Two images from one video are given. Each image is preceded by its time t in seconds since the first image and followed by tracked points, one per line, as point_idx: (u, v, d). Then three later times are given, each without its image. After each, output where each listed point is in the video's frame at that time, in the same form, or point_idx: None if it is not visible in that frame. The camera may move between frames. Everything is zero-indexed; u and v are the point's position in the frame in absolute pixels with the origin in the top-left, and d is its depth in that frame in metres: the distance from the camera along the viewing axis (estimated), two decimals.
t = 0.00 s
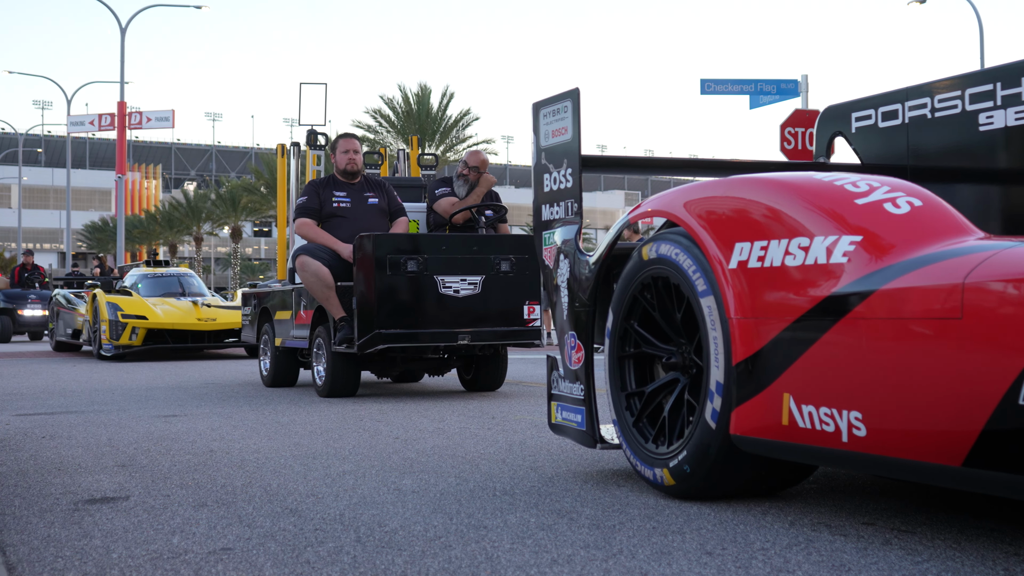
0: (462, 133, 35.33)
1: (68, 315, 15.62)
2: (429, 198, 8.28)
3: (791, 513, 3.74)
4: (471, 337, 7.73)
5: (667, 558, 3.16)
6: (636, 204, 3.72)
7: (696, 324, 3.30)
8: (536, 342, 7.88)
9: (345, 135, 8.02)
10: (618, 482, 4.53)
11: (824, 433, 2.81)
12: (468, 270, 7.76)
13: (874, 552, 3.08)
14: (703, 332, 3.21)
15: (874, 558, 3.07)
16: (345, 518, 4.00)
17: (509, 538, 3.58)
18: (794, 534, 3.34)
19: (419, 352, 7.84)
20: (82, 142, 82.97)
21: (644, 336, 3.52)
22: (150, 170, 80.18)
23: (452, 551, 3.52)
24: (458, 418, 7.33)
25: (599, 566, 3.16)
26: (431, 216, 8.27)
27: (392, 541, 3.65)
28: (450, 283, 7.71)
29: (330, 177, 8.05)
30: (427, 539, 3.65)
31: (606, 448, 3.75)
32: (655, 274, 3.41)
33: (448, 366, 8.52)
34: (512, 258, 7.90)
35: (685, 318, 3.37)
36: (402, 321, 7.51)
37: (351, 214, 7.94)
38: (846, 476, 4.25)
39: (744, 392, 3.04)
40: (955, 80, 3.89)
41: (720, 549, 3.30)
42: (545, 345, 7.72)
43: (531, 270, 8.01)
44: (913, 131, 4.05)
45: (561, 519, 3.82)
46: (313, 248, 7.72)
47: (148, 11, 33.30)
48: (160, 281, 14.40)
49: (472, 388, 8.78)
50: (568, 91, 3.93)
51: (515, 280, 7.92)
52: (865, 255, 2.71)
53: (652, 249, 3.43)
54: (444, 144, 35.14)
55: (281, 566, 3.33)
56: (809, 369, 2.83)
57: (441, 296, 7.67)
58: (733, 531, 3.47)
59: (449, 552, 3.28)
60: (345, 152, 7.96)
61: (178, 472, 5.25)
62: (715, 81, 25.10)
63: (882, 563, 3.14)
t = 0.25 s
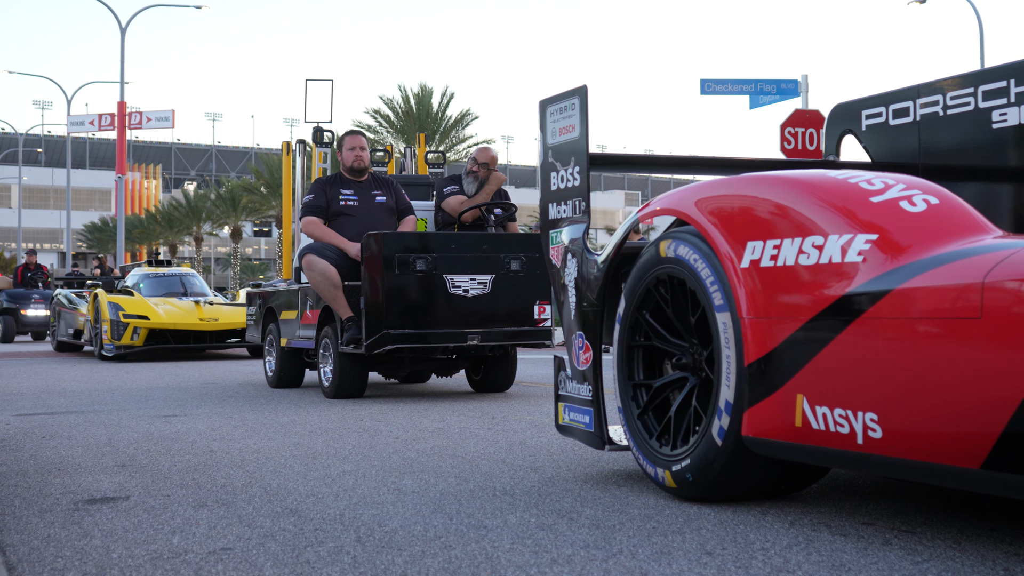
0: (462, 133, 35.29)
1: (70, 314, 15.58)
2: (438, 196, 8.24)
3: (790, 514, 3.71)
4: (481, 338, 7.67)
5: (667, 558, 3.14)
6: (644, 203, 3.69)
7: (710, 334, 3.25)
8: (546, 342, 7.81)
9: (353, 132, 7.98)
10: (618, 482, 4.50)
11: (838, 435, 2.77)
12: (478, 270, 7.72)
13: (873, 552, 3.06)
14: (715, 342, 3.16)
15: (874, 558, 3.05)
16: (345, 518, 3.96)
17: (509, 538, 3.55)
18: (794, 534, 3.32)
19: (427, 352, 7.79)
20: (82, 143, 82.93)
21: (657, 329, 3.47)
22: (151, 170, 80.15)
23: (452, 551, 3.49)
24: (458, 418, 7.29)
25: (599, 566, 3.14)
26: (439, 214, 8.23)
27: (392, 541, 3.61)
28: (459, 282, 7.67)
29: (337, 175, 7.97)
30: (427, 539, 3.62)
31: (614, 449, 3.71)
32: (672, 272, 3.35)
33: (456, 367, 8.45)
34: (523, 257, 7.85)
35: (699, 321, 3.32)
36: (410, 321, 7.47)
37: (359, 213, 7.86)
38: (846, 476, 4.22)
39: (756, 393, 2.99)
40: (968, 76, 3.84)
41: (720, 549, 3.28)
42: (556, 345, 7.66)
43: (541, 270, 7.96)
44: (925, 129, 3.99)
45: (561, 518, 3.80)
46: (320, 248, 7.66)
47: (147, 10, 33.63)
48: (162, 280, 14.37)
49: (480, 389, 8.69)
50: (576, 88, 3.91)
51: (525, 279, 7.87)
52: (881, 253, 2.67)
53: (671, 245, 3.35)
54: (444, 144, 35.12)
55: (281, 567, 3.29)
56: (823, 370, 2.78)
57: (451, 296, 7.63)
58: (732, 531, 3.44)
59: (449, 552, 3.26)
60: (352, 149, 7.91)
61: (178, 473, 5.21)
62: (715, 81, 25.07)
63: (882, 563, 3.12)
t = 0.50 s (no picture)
0: (462, 133, 35.25)
1: (72, 314, 15.55)
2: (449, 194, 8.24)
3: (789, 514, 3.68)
4: (490, 338, 7.58)
5: (667, 558, 3.12)
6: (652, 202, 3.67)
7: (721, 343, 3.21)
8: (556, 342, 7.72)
9: (360, 129, 7.97)
10: (618, 481, 4.48)
11: (851, 436, 2.73)
12: (487, 269, 7.66)
13: (873, 553, 3.03)
14: (727, 351, 3.13)
15: (874, 558, 3.02)
16: (346, 518, 3.93)
17: (509, 538, 3.52)
18: (794, 534, 3.29)
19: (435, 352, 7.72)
20: (82, 142, 82.89)
21: (668, 323, 3.42)
22: (151, 170, 80.13)
23: (453, 551, 3.46)
24: (458, 418, 7.26)
25: (599, 566, 3.11)
26: (449, 212, 8.21)
27: (391, 541, 3.58)
28: (468, 282, 7.60)
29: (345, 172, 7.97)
30: (428, 539, 3.58)
31: (622, 451, 3.69)
32: (687, 273, 3.29)
33: (464, 368, 8.38)
34: (533, 256, 7.80)
35: (711, 325, 3.28)
36: (419, 321, 7.40)
37: (366, 211, 7.85)
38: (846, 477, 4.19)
39: (768, 393, 2.95)
40: (979, 74, 3.81)
41: (720, 549, 3.25)
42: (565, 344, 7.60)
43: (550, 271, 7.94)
44: (936, 127, 3.96)
45: (561, 519, 3.77)
46: (326, 245, 7.56)
47: (147, 10, 33.54)
48: (165, 280, 14.34)
49: (488, 390, 8.61)
50: (582, 86, 3.88)
51: (535, 279, 7.81)
52: (894, 252, 2.63)
53: (687, 244, 3.28)
54: (444, 144, 35.08)
55: (282, 567, 3.25)
56: (836, 371, 2.75)
57: (461, 295, 7.56)
58: (733, 531, 3.42)
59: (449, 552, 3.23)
60: (358, 146, 7.89)
61: (179, 472, 5.17)
62: (715, 80, 25.03)
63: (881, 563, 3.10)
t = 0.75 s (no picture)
0: (462, 133, 35.21)
1: (73, 314, 15.51)
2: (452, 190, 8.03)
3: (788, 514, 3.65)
4: (498, 338, 7.54)
5: (667, 558, 3.10)
6: (660, 201, 3.64)
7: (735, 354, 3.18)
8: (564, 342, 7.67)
9: (365, 127, 7.90)
10: (619, 482, 4.44)
11: (866, 438, 2.69)
12: (495, 268, 7.61)
13: (872, 553, 3.01)
14: (738, 351, 3.09)
15: (874, 558, 3.00)
16: (346, 518, 3.89)
17: (509, 538, 3.49)
18: (794, 534, 3.25)
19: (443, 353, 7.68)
20: (82, 142, 82.86)
21: (677, 323, 3.39)
22: (152, 170, 80.10)
23: (452, 551, 3.43)
24: (458, 418, 7.22)
25: (600, 566, 3.08)
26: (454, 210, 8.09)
27: (392, 541, 3.54)
28: (476, 281, 7.56)
29: (351, 171, 7.93)
30: (428, 539, 3.55)
31: (630, 453, 3.66)
32: (703, 275, 3.22)
33: (471, 369, 8.33)
34: (541, 255, 7.73)
35: (723, 328, 3.24)
36: (427, 321, 7.36)
37: (372, 209, 7.82)
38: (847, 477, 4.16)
39: (780, 394, 2.91)
40: (992, 71, 3.76)
41: (721, 549, 3.22)
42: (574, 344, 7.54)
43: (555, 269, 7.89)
44: (948, 125, 3.91)
45: (561, 519, 3.74)
46: (332, 245, 7.53)
47: (146, 10, 34.52)
48: (167, 280, 14.30)
49: (496, 391, 8.53)
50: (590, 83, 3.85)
51: (544, 278, 7.75)
52: (909, 251, 2.59)
53: (707, 244, 3.20)
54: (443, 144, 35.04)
55: (282, 567, 3.22)
56: (850, 372, 2.70)
57: (469, 294, 7.52)
58: (733, 531, 3.39)
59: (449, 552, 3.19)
60: (365, 143, 7.85)
61: (179, 473, 5.12)
62: (715, 80, 24.99)
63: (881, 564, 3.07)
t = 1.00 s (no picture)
0: (463, 133, 35.15)
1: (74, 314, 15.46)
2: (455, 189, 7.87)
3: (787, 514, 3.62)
4: (507, 339, 7.50)
5: (667, 558, 3.07)
6: (668, 199, 3.61)
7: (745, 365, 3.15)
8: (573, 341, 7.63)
9: (371, 125, 7.89)
10: (620, 482, 4.42)
11: (879, 440, 2.65)
12: (503, 267, 7.57)
13: (872, 553, 2.98)
14: (748, 351, 3.06)
15: (874, 558, 2.97)
16: (346, 518, 3.85)
17: (509, 538, 3.46)
18: (794, 534, 3.22)
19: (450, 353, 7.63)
20: (82, 143, 82.80)
21: (685, 321, 3.37)
22: (152, 171, 80.05)
23: (452, 551, 3.39)
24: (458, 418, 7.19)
25: (599, 566, 3.06)
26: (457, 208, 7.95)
27: (392, 541, 3.50)
28: (484, 280, 7.52)
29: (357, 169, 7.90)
30: (428, 539, 3.51)
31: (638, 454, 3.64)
32: (718, 279, 3.18)
33: (478, 370, 8.28)
34: (550, 254, 7.69)
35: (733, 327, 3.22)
36: (434, 321, 7.31)
37: (378, 208, 7.78)
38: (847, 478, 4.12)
39: (791, 395, 2.88)
40: (1004, 68, 3.71)
41: (720, 549, 3.20)
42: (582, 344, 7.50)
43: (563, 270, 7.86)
44: (958, 122, 3.88)
45: (560, 519, 3.71)
46: (338, 244, 7.47)
47: (148, 11, 33.23)
48: (169, 279, 14.27)
49: (503, 392, 8.47)
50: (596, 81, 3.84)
51: (552, 277, 7.71)
52: (922, 251, 2.55)
53: (724, 248, 3.14)
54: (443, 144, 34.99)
55: (282, 567, 3.18)
56: (863, 372, 2.67)
57: (477, 294, 7.48)
58: (733, 531, 3.36)
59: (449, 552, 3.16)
60: (370, 141, 7.82)
61: (179, 473, 5.09)
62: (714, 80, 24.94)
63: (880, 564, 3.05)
